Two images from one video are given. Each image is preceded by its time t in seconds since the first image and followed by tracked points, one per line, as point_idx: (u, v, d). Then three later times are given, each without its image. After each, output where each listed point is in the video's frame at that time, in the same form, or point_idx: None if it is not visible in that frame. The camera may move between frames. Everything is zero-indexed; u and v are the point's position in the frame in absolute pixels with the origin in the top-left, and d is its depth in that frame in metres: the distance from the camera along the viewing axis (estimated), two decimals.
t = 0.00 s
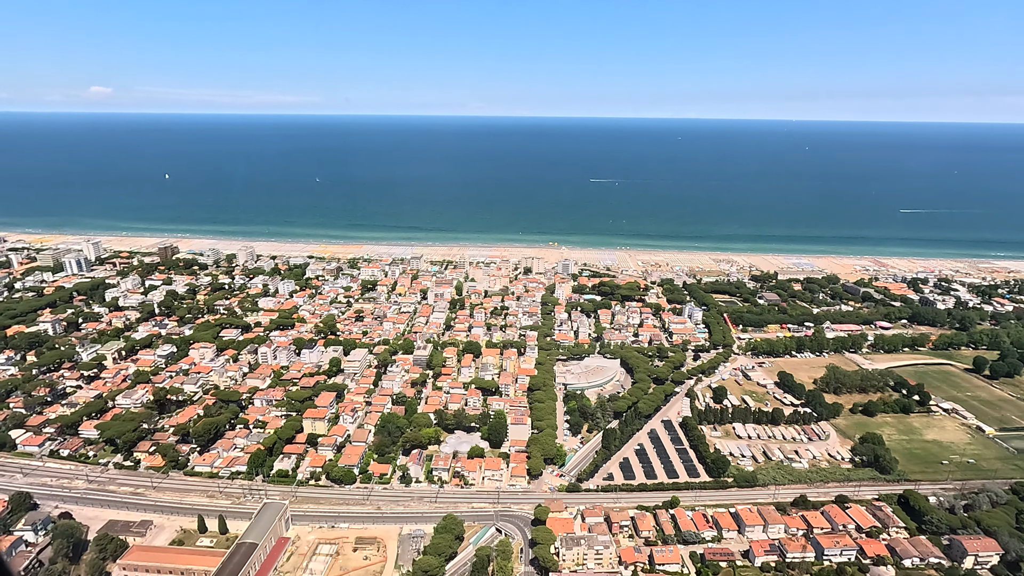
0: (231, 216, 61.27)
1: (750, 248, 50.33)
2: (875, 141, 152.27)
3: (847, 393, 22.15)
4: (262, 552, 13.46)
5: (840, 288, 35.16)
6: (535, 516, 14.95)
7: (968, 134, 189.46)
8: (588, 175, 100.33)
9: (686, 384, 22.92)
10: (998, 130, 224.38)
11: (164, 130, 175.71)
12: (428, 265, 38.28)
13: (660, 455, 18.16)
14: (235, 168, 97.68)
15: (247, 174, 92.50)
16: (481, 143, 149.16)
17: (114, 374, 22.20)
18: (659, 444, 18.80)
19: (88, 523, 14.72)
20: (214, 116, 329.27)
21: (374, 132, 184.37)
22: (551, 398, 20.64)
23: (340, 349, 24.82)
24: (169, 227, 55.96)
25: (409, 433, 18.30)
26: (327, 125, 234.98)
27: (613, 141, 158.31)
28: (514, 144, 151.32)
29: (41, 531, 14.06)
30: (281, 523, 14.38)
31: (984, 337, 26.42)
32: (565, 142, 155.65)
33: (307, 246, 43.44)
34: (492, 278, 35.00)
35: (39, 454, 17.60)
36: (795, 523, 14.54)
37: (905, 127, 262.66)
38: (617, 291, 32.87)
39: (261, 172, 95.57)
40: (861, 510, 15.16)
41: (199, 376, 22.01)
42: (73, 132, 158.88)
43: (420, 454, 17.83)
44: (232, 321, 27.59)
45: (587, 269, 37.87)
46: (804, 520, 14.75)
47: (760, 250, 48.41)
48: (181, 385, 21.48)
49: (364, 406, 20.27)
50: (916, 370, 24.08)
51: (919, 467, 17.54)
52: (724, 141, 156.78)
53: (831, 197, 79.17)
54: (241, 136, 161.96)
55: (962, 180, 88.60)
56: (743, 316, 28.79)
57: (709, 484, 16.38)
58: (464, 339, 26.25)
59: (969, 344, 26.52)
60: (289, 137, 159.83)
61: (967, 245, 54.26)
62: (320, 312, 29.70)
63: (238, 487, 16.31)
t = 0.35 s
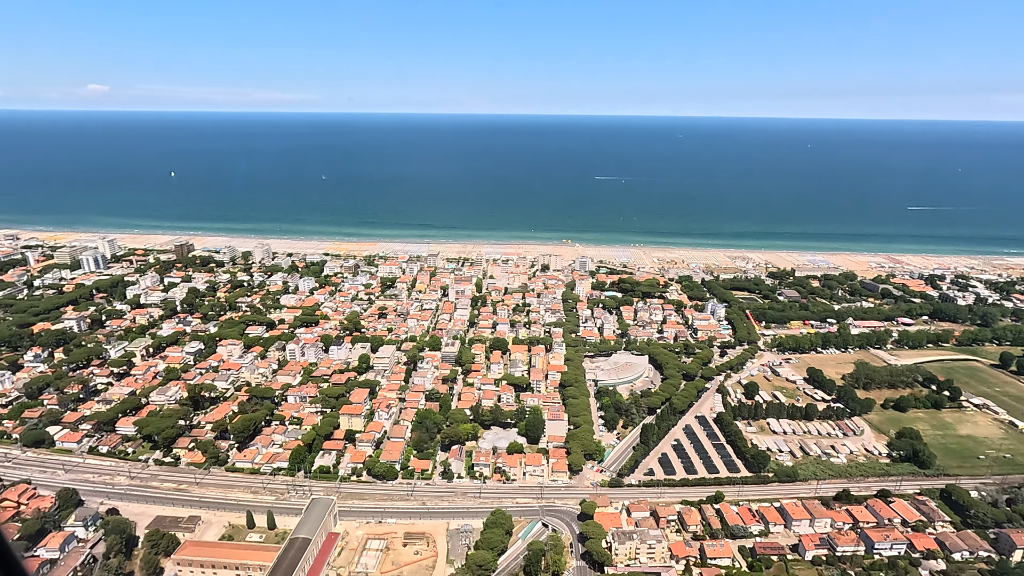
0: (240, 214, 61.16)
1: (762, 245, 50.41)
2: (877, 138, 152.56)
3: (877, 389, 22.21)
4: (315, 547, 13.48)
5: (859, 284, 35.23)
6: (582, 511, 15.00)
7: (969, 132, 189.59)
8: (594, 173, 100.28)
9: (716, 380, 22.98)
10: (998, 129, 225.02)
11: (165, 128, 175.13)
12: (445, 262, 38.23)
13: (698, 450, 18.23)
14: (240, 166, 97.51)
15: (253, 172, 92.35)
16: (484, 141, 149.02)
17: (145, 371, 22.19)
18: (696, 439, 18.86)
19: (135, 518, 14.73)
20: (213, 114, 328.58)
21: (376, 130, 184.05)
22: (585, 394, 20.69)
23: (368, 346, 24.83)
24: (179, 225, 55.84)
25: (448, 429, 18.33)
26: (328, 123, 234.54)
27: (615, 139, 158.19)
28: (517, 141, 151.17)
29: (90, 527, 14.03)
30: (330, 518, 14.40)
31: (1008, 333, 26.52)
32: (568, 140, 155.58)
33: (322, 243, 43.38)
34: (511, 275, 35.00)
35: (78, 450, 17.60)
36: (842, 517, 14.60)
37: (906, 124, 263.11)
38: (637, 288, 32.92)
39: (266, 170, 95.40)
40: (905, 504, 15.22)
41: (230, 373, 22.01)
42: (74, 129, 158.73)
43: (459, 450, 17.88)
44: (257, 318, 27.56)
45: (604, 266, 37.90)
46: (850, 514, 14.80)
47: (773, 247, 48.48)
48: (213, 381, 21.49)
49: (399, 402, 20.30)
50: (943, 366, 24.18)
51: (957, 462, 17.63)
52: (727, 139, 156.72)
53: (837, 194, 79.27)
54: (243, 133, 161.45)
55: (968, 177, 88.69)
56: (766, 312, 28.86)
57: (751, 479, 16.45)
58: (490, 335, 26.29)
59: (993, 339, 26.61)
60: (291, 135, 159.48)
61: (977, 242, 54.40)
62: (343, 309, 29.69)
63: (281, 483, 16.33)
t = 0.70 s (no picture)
0: (250, 212, 61.10)
1: (775, 242, 50.44)
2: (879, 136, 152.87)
3: (907, 384, 22.27)
4: (367, 542, 13.50)
5: (877, 281, 35.28)
6: (628, 506, 15.04)
7: (970, 130, 189.77)
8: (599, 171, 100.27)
9: (745, 376, 23.03)
10: (999, 127, 224.69)
11: (167, 126, 174.76)
12: (462, 260, 38.22)
13: (736, 446, 18.29)
14: (245, 164, 97.36)
15: (259, 170, 92.23)
16: (486, 139, 148.84)
17: (175, 369, 22.17)
18: (733, 435, 18.91)
19: (183, 514, 14.73)
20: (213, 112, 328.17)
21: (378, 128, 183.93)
22: (618, 391, 20.72)
23: (395, 343, 24.84)
24: (190, 223, 55.76)
25: (486, 426, 18.35)
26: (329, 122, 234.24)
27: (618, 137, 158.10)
28: (520, 139, 151.16)
29: (140, 524, 14.03)
30: (379, 514, 14.43)
31: None
32: (570, 138, 155.30)
33: (336, 241, 43.32)
34: (530, 272, 34.99)
35: (117, 448, 17.61)
36: (888, 512, 14.66)
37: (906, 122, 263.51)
38: (657, 285, 32.96)
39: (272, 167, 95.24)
40: (950, 499, 15.27)
41: (261, 370, 22.01)
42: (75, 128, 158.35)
43: (497, 446, 17.89)
44: (282, 316, 27.56)
45: (621, 264, 37.92)
46: (896, 509, 14.85)
47: (786, 245, 48.57)
48: (245, 378, 21.48)
49: (433, 399, 20.31)
50: (969, 362, 24.26)
51: (994, 457, 17.70)
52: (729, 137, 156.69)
53: (844, 191, 79.39)
54: (245, 132, 161.10)
55: (973, 175, 88.84)
56: (789, 309, 28.93)
57: (792, 474, 16.50)
58: (516, 332, 26.32)
59: (1016, 335, 26.68)
60: (293, 133, 159.18)
61: (987, 239, 54.53)
62: (366, 306, 29.69)
63: (324, 479, 16.35)
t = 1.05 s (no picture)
0: (260, 210, 61.06)
1: (787, 240, 50.51)
2: (882, 133, 153.05)
3: (937, 380, 22.33)
4: (420, 537, 13.53)
5: (896, 278, 35.31)
6: (675, 501, 15.08)
7: (971, 128, 190.17)
8: (605, 169, 100.24)
9: (775, 372, 23.08)
10: (998, 124, 225.09)
11: (168, 125, 174.41)
12: (478, 258, 38.25)
13: (773, 441, 18.37)
14: (250, 163, 97.26)
15: (265, 168, 92.11)
16: (489, 137, 148.63)
17: (206, 366, 22.17)
18: (769, 430, 18.97)
19: (230, 510, 14.76)
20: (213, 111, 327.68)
21: (380, 126, 183.69)
22: (651, 387, 20.76)
23: (423, 339, 24.86)
24: (201, 221, 55.72)
25: (524, 422, 18.38)
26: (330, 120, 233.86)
27: (621, 135, 158.06)
28: (523, 137, 151.07)
29: (191, 519, 14.05)
30: (428, 509, 14.47)
31: None
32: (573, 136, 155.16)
33: (351, 239, 43.30)
34: (549, 269, 35.04)
35: (157, 444, 17.63)
36: (933, 506, 14.73)
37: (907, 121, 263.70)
38: (678, 282, 33.02)
39: (277, 166, 95.12)
40: (993, 493, 15.32)
41: (293, 367, 22.02)
42: (77, 127, 158.04)
43: (536, 442, 17.94)
44: (308, 313, 27.57)
45: (638, 261, 37.97)
46: (942, 504, 14.89)
47: (799, 242, 48.64)
48: (277, 375, 21.48)
49: (468, 396, 20.33)
50: (996, 357, 24.32)
51: None
52: (732, 135, 156.69)
53: (851, 189, 79.45)
54: (247, 130, 160.71)
55: (979, 172, 88.85)
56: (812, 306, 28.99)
57: (833, 469, 16.56)
58: (542, 329, 26.35)
59: None
60: (296, 131, 158.90)
61: (997, 235, 54.65)
62: (389, 303, 29.70)
63: (367, 475, 16.39)
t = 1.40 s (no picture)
0: (270, 208, 60.97)
1: (800, 237, 50.49)
2: (885, 131, 152.99)
3: (966, 375, 22.38)
4: (474, 532, 13.54)
5: (915, 274, 35.33)
6: (721, 495, 15.12)
7: (973, 126, 190.14)
8: (610, 166, 100.20)
9: (805, 368, 23.14)
10: (999, 121, 225.12)
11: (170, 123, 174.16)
12: (496, 255, 38.24)
13: (811, 436, 18.41)
14: (256, 161, 97.16)
15: (271, 166, 92.01)
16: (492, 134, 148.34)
17: (238, 363, 22.19)
18: (805, 425, 19.02)
19: (279, 505, 14.79)
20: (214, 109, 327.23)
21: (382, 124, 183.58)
22: (685, 383, 20.79)
23: (452, 336, 24.87)
24: (213, 219, 55.70)
25: (562, 418, 18.41)
26: (332, 117, 233.48)
27: (624, 132, 157.95)
28: (527, 134, 150.84)
29: (243, 515, 14.10)
30: (478, 504, 14.48)
31: None
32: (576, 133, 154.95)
33: (366, 236, 43.28)
34: (568, 265, 35.03)
35: (198, 440, 17.66)
36: (979, 500, 14.79)
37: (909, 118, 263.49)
38: (699, 278, 33.05)
39: (283, 163, 94.99)
40: None
41: (325, 364, 22.05)
42: (79, 125, 157.83)
43: (576, 437, 17.96)
44: (334, 310, 27.59)
45: (656, 258, 37.97)
46: (987, 497, 14.95)
47: (812, 239, 48.61)
48: (310, 371, 21.52)
49: (503, 392, 20.36)
50: None
51: None
52: (735, 132, 156.54)
53: (859, 186, 79.44)
54: (250, 128, 160.43)
55: (986, 170, 88.86)
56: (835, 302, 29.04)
57: (875, 464, 16.61)
58: (568, 326, 26.38)
59: None
60: (298, 129, 158.60)
61: (1009, 233, 54.67)
62: (412, 300, 29.71)
63: (411, 470, 16.44)
